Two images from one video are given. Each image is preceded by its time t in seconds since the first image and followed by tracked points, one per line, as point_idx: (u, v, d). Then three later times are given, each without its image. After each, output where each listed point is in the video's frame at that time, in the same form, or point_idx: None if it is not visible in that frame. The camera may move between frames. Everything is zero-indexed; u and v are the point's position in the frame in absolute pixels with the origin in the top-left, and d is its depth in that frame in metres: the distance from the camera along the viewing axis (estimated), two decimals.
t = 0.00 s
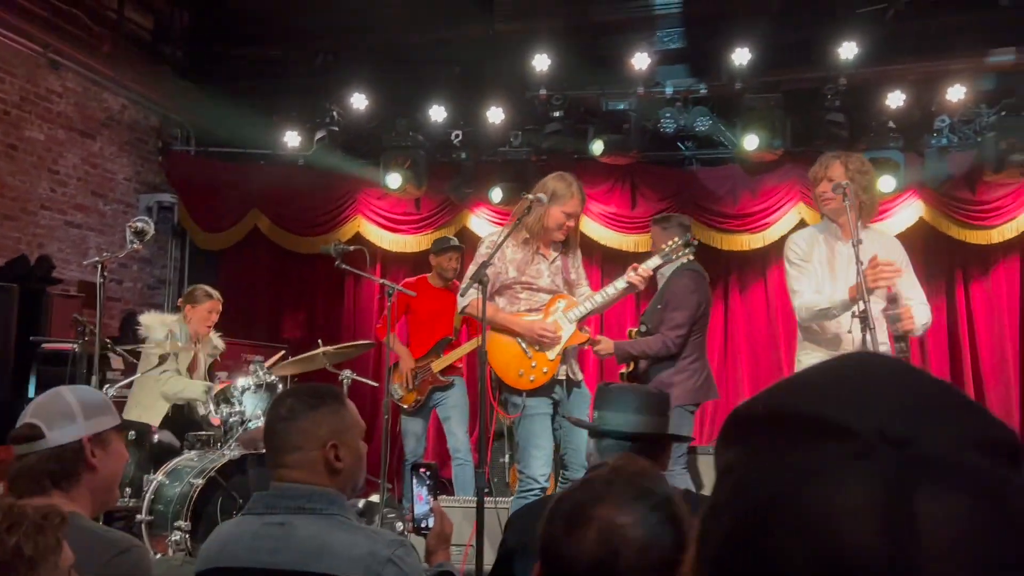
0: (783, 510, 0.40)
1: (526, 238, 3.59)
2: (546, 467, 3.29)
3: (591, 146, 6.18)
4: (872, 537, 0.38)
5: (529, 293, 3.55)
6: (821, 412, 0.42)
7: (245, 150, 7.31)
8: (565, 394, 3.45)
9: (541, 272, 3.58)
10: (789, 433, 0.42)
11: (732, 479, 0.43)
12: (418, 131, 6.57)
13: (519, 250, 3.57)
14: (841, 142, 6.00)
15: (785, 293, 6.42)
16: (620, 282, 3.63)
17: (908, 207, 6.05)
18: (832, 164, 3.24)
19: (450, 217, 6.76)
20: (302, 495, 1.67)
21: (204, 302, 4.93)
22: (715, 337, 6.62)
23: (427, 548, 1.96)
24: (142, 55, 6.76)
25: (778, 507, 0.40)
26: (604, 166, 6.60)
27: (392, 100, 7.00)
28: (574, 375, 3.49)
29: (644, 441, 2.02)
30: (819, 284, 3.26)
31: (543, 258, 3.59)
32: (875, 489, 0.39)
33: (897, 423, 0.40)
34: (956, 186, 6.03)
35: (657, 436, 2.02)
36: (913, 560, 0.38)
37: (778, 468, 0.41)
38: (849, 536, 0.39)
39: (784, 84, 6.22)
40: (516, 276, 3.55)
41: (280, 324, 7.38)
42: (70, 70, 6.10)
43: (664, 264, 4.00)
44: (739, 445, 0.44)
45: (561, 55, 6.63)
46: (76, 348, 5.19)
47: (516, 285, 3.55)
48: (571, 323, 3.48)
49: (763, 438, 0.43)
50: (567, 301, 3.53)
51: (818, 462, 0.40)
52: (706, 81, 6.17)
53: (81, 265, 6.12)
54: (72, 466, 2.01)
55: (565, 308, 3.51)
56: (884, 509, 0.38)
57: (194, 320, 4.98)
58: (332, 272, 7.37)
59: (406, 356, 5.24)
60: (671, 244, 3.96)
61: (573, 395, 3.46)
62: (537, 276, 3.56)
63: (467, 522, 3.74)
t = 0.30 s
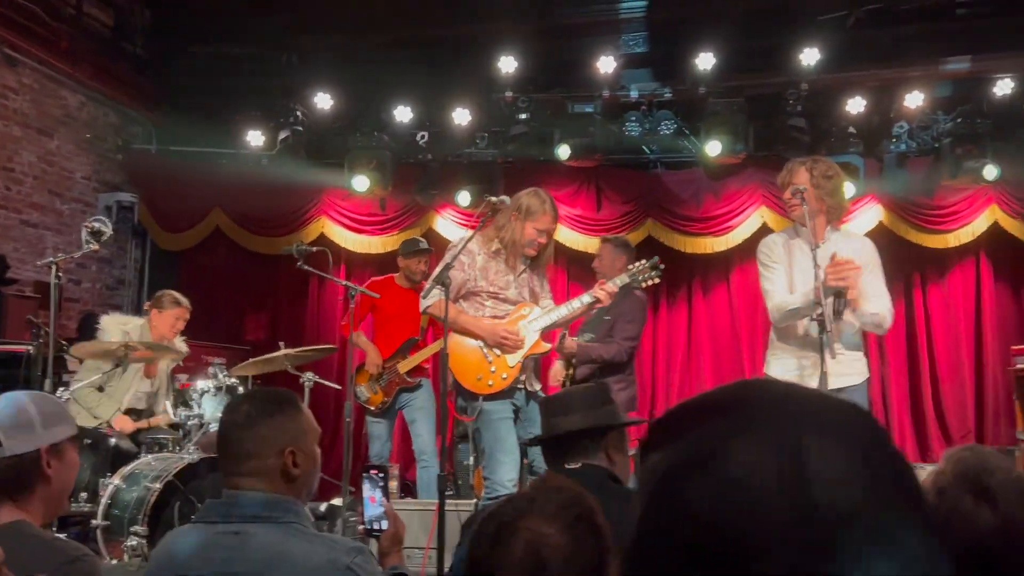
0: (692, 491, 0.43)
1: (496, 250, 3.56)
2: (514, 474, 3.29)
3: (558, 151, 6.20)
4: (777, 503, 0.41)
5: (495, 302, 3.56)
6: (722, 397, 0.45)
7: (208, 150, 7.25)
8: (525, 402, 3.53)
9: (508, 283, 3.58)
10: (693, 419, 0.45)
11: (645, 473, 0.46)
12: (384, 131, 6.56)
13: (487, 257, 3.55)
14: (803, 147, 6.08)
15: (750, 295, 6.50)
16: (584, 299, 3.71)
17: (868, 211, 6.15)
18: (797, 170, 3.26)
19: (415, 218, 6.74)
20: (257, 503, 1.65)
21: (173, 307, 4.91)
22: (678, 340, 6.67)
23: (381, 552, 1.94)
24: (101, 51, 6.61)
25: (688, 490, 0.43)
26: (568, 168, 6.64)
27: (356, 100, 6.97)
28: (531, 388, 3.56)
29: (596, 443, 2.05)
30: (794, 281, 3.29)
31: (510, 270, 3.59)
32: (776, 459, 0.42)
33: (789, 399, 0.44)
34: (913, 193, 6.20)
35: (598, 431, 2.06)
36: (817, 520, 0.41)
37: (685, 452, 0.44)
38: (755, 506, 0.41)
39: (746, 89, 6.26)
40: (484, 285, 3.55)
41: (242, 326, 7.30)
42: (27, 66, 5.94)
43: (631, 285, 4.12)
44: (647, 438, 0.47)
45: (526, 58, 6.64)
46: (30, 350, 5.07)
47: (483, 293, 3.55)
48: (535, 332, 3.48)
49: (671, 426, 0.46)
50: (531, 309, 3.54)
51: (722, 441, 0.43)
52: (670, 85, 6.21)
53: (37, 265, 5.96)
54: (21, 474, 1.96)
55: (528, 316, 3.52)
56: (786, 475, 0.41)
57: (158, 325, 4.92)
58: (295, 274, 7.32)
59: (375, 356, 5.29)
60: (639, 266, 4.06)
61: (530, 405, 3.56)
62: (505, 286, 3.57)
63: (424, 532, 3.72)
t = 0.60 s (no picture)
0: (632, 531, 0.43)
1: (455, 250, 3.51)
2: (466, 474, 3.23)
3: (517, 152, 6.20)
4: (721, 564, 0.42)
5: (453, 305, 3.50)
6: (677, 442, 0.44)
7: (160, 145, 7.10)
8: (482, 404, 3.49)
9: (467, 285, 3.52)
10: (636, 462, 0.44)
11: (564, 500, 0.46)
12: (340, 129, 6.52)
13: (448, 258, 3.48)
14: (759, 149, 6.17)
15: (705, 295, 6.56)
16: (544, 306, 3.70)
17: (823, 212, 6.17)
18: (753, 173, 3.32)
19: (372, 218, 6.67)
20: (205, 507, 1.62)
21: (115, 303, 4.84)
22: (636, 341, 6.72)
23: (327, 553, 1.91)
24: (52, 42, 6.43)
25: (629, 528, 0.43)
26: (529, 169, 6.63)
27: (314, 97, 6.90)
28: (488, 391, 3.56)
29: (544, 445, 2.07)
30: (745, 284, 3.33)
31: (470, 271, 3.54)
32: (716, 519, 0.43)
33: (734, 437, 0.44)
34: (866, 194, 6.25)
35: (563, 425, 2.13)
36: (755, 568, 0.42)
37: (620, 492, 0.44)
38: (694, 557, 0.42)
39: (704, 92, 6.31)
40: (443, 286, 3.48)
41: (195, 324, 7.19)
42: None
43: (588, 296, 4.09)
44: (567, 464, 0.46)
45: (484, 57, 6.62)
46: None
47: (442, 294, 3.48)
48: (493, 338, 3.49)
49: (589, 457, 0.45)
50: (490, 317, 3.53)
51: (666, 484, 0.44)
52: (629, 87, 6.23)
53: None
54: None
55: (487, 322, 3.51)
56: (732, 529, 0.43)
57: (101, 322, 4.84)
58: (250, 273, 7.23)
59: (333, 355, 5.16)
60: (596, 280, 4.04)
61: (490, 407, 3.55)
62: (463, 289, 3.50)
63: (379, 537, 3.65)
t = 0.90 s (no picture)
0: (505, 498, 0.39)
1: (410, 236, 3.52)
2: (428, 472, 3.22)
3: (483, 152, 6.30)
4: (575, 481, 0.39)
5: (413, 295, 3.48)
6: (563, 412, 0.41)
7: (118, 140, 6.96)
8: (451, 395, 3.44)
9: (427, 272, 3.49)
10: (513, 423, 0.40)
11: (438, 471, 0.41)
12: (304, 124, 6.46)
13: (403, 248, 3.48)
14: (722, 149, 6.22)
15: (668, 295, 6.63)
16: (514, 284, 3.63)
17: (784, 212, 6.27)
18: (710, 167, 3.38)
19: (337, 215, 6.63)
20: (166, 508, 1.58)
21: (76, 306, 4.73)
22: (601, 341, 6.73)
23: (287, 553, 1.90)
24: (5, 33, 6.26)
25: (501, 498, 0.39)
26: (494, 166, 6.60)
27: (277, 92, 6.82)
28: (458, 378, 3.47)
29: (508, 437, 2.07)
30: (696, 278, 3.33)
31: (429, 257, 3.50)
32: (562, 450, 0.40)
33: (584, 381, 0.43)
34: (827, 195, 6.32)
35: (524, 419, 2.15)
36: (610, 484, 0.39)
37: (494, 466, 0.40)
38: (547, 483, 0.39)
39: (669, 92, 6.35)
40: (400, 277, 3.47)
41: (155, 322, 7.07)
42: None
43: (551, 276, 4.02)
44: (444, 431, 0.42)
45: (451, 55, 6.60)
46: None
47: (400, 286, 3.47)
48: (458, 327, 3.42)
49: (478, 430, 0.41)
50: (454, 305, 3.48)
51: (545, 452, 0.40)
52: (596, 86, 6.22)
53: None
54: None
55: (452, 311, 3.46)
56: (581, 458, 0.39)
57: (60, 324, 4.72)
58: (213, 270, 7.15)
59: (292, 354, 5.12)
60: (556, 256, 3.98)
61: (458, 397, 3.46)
62: (423, 277, 3.47)
63: (345, 536, 3.62)
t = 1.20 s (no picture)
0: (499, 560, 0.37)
1: (370, 228, 3.52)
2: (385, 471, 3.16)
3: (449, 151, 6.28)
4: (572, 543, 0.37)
5: (371, 289, 3.44)
6: (567, 467, 0.38)
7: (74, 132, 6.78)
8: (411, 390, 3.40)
9: (386, 266, 3.47)
10: (509, 480, 0.37)
11: (420, 527, 0.38)
12: (266, 118, 6.37)
13: (363, 242, 3.46)
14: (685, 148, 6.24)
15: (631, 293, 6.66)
16: (476, 278, 3.58)
17: (746, 212, 6.33)
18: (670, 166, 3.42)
19: (299, 210, 6.57)
20: (129, 508, 1.54)
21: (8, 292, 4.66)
22: (565, 338, 6.74)
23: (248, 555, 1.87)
24: None
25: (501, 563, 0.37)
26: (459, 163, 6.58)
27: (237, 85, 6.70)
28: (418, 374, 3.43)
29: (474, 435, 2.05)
30: (650, 274, 3.36)
31: (389, 250, 3.49)
32: (562, 511, 0.37)
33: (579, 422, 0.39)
34: (787, 194, 6.44)
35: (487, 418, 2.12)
36: (611, 553, 0.37)
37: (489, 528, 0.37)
38: (545, 549, 0.37)
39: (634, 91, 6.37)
40: (357, 271, 3.44)
41: (111, 319, 6.91)
42: None
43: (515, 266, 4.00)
44: (415, 474, 0.39)
45: (416, 50, 6.54)
46: None
47: (358, 280, 3.44)
48: (416, 324, 3.37)
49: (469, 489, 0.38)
50: (412, 300, 3.42)
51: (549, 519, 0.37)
52: (560, 84, 6.23)
53: None
54: None
55: (408, 308, 3.40)
56: (579, 520, 0.37)
57: None
58: (173, 266, 7.03)
59: (246, 353, 5.06)
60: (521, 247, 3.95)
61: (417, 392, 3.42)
62: (381, 272, 3.45)
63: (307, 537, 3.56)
